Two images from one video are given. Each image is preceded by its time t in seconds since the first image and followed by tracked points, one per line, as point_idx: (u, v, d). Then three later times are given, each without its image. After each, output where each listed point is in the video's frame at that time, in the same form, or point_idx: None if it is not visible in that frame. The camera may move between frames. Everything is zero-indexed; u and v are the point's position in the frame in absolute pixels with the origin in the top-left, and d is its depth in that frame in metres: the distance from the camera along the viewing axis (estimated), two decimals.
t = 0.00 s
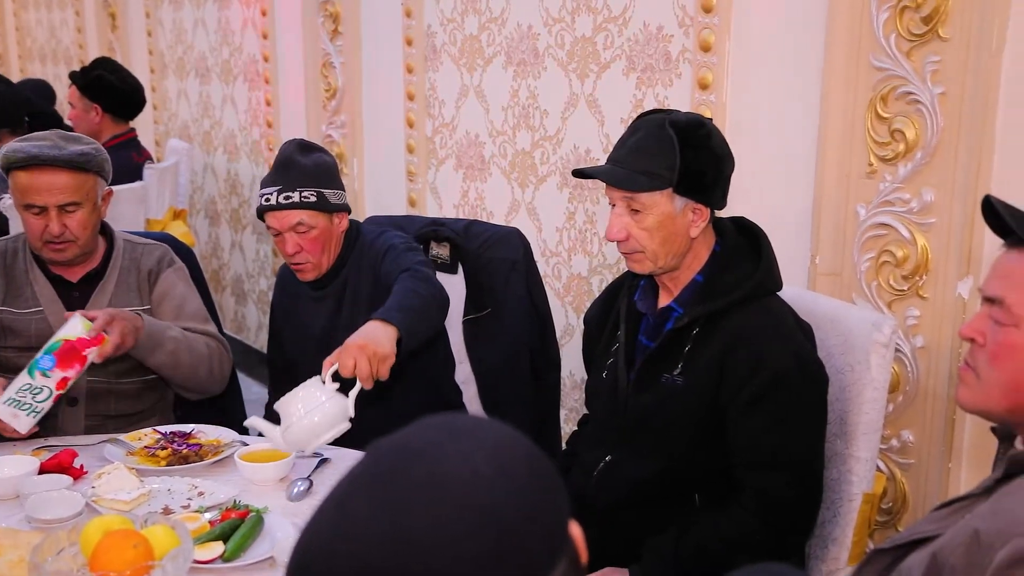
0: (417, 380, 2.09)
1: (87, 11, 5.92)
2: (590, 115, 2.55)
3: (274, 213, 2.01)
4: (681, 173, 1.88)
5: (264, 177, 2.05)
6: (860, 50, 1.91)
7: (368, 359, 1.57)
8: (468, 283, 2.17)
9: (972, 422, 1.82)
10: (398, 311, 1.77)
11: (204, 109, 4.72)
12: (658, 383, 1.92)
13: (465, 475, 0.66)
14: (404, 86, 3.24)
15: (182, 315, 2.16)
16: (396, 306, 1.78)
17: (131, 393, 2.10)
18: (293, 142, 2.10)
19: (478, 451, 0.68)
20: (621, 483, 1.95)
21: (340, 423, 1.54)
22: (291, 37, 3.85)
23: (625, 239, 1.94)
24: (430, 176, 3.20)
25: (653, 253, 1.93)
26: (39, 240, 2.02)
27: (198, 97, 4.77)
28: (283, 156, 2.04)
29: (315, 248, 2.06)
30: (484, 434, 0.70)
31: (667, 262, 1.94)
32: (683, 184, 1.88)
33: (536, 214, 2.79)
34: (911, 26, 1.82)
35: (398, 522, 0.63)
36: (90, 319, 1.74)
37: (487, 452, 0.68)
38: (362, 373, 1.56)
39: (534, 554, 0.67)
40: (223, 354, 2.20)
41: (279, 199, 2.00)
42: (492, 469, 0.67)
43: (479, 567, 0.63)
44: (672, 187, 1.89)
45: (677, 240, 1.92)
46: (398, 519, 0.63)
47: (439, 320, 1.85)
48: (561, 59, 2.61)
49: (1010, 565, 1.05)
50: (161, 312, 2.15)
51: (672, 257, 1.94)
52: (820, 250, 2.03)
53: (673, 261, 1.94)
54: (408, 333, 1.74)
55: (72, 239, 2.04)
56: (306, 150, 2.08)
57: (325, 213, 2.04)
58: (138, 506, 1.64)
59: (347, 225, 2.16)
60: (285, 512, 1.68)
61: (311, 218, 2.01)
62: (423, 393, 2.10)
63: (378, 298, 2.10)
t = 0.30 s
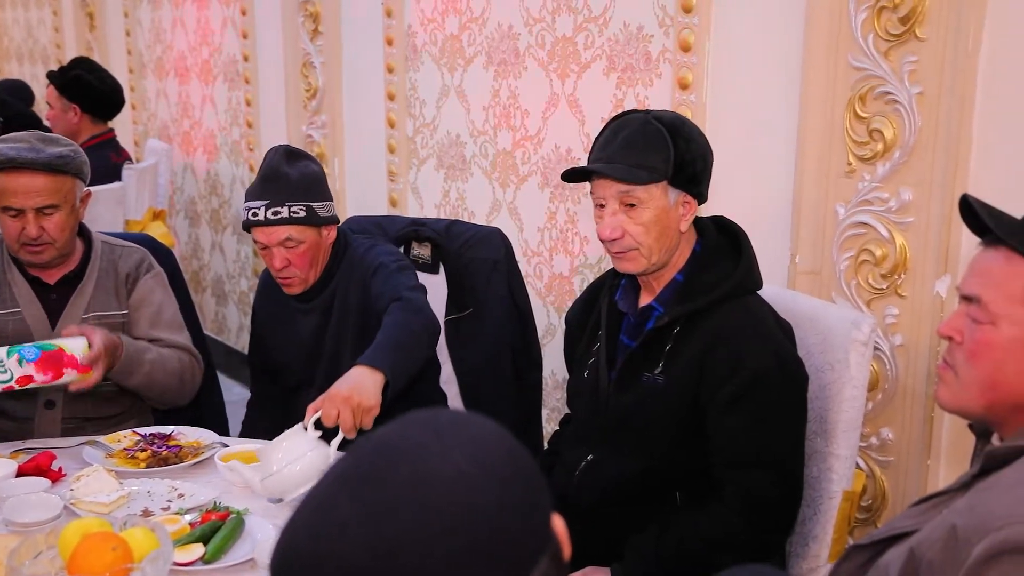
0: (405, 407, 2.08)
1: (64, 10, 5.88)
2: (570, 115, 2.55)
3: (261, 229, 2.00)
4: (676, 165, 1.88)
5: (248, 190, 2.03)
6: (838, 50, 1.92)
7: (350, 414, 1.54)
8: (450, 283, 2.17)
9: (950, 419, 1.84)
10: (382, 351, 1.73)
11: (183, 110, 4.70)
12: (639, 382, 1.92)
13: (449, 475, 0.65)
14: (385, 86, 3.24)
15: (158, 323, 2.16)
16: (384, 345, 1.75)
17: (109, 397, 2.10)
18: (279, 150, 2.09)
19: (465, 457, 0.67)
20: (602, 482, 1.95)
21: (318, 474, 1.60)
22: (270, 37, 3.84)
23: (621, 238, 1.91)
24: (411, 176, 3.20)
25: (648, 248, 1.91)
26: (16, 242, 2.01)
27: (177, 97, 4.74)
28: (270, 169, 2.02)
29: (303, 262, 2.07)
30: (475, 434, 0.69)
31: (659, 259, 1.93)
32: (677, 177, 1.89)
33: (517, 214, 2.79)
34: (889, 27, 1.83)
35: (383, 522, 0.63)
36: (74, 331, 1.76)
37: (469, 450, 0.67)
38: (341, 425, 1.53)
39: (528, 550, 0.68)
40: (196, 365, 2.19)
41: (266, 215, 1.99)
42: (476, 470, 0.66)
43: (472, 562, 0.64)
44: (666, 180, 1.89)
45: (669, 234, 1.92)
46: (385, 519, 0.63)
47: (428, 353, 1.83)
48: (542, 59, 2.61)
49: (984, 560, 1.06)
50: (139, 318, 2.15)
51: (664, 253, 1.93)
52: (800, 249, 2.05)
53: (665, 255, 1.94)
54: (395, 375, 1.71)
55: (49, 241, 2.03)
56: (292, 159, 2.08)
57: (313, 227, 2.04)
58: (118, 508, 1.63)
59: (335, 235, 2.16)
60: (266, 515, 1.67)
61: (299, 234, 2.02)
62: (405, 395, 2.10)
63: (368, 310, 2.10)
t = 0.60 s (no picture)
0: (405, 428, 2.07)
1: (40, 9, 5.83)
2: (551, 114, 2.56)
3: (257, 238, 1.99)
4: (660, 164, 1.88)
5: (244, 197, 2.01)
6: (816, 50, 1.93)
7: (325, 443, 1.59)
8: (433, 283, 2.19)
9: (927, 416, 1.86)
10: (375, 380, 1.71)
11: (162, 109, 4.67)
12: (620, 382, 1.93)
13: (446, 480, 0.61)
14: (365, 86, 3.23)
15: (144, 336, 2.17)
16: (376, 371, 1.73)
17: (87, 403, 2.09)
18: (276, 155, 2.05)
19: (462, 458, 0.62)
20: (584, 482, 1.96)
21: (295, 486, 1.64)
22: (249, 36, 3.83)
23: (604, 237, 1.91)
24: (391, 176, 3.19)
25: (631, 247, 1.91)
26: None
27: (155, 97, 4.72)
28: (267, 176, 2.00)
29: (298, 272, 2.06)
30: (470, 430, 0.65)
31: (642, 258, 1.94)
32: (661, 176, 1.89)
33: (498, 214, 2.79)
34: (867, 27, 1.84)
35: (379, 523, 0.59)
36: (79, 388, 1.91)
37: (468, 452, 0.63)
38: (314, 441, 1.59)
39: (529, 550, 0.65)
40: (174, 375, 2.19)
41: (263, 224, 1.98)
42: (474, 474, 0.62)
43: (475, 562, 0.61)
44: (650, 179, 1.89)
45: (652, 233, 1.93)
46: (379, 523, 0.59)
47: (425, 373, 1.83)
48: (522, 59, 2.62)
49: (961, 556, 1.06)
50: (121, 325, 2.15)
51: (646, 252, 1.94)
52: (779, 248, 2.06)
53: (648, 255, 1.95)
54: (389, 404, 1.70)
55: (29, 244, 2.02)
56: (290, 164, 2.06)
57: (309, 237, 2.03)
58: (96, 511, 1.62)
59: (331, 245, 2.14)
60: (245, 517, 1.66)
61: (295, 244, 2.01)
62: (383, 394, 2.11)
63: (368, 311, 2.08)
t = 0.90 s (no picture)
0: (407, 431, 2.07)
1: (14, 9, 5.78)
2: (531, 114, 2.56)
3: (267, 232, 1.98)
4: (652, 161, 1.89)
5: (257, 191, 2.01)
6: (794, 50, 1.94)
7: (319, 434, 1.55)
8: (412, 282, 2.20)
9: (906, 412, 1.87)
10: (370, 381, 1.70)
11: (140, 109, 4.64)
12: (603, 378, 1.93)
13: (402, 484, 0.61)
14: (345, 85, 3.22)
15: (127, 342, 2.15)
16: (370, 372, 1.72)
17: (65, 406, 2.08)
18: (290, 151, 2.05)
19: (415, 461, 0.63)
20: (566, 479, 1.95)
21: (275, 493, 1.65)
22: (228, 36, 3.81)
23: (593, 231, 1.90)
24: (372, 176, 3.19)
25: (619, 243, 1.91)
26: None
27: (133, 97, 4.69)
28: (283, 170, 2.01)
29: (305, 268, 2.05)
30: (423, 435, 0.66)
31: (628, 255, 1.94)
32: (651, 174, 1.90)
33: (478, 213, 2.80)
34: (844, 27, 1.85)
35: (335, 529, 0.59)
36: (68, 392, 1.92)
37: (424, 457, 0.64)
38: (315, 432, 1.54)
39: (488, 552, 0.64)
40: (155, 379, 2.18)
41: (275, 219, 1.97)
42: (428, 477, 0.62)
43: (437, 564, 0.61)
44: (640, 176, 1.89)
45: (639, 230, 1.93)
46: (337, 527, 0.59)
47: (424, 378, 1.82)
48: (502, 58, 2.62)
49: (936, 553, 1.07)
50: (103, 329, 2.14)
51: (632, 249, 1.94)
52: (758, 247, 2.07)
53: (634, 252, 1.95)
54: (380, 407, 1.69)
55: (15, 242, 2.00)
56: (304, 162, 2.06)
57: (320, 235, 2.03)
58: (74, 514, 1.60)
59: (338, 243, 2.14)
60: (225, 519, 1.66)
61: (306, 240, 2.00)
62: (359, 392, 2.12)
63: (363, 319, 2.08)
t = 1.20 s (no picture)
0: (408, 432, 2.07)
1: None
2: (511, 114, 2.56)
3: (273, 221, 1.98)
4: (662, 155, 1.90)
5: (267, 180, 2.01)
6: (772, 48, 1.95)
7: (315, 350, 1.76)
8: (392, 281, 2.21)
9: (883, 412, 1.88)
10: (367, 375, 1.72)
11: (118, 109, 4.61)
12: (593, 370, 1.92)
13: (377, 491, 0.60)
14: (324, 85, 3.21)
15: (106, 345, 2.14)
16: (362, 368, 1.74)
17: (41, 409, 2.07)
18: (301, 145, 2.06)
19: (388, 467, 0.62)
20: (554, 471, 1.91)
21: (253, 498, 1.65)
22: (206, 36, 3.79)
23: (601, 217, 1.89)
24: (352, 176, 3.18)
25: (625, 232, 1.91)
26: None
27: (111, 97, 4.66)
28: (295, 161, 2.02)
29: (308, 261, 2.03)
30: (397, 443, 0.65)
31: (631, 245, 1.93)
32: (660, 167, 1.91)
33: (459, 213, 2.80)
34: (822, 26, 1.86)
35: (309, 535, 0.58)
36: (43, 400, 1.96)
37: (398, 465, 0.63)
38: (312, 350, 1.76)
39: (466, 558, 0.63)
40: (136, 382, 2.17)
41: (284, 208, 1.98)
42: (403, 485, 0.62)
43: (405, 573, 0.60)
44: (650, 167, 1.90)
45: (643, 222, 1.93)
46: (310, 535, 0.58)
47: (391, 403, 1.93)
48: (482, 58, 2.62)
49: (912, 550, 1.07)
50: (82, 332, 2.13)
51: (635, 240, 1.94)
52: (737, 246, 2.09)
53: (636, 243, 1.95)
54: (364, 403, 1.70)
55: None
56: (314, 156, 2.07)
57: (325, 230, 2.03)
58: (51, 518, 1.59)
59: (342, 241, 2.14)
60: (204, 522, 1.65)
61: (311, 232, 2.00)
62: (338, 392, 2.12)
63: (354, 320, 2.08)
